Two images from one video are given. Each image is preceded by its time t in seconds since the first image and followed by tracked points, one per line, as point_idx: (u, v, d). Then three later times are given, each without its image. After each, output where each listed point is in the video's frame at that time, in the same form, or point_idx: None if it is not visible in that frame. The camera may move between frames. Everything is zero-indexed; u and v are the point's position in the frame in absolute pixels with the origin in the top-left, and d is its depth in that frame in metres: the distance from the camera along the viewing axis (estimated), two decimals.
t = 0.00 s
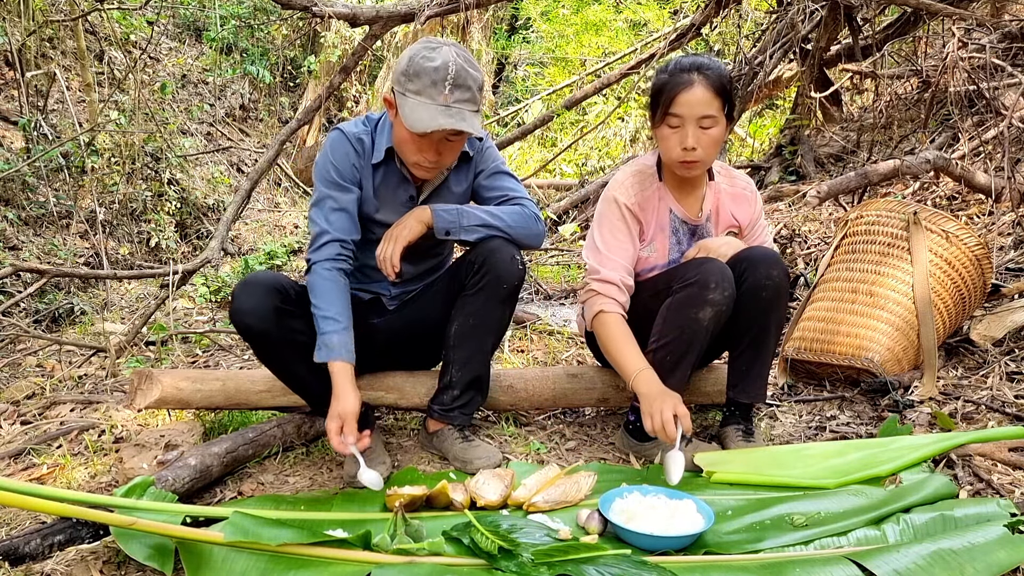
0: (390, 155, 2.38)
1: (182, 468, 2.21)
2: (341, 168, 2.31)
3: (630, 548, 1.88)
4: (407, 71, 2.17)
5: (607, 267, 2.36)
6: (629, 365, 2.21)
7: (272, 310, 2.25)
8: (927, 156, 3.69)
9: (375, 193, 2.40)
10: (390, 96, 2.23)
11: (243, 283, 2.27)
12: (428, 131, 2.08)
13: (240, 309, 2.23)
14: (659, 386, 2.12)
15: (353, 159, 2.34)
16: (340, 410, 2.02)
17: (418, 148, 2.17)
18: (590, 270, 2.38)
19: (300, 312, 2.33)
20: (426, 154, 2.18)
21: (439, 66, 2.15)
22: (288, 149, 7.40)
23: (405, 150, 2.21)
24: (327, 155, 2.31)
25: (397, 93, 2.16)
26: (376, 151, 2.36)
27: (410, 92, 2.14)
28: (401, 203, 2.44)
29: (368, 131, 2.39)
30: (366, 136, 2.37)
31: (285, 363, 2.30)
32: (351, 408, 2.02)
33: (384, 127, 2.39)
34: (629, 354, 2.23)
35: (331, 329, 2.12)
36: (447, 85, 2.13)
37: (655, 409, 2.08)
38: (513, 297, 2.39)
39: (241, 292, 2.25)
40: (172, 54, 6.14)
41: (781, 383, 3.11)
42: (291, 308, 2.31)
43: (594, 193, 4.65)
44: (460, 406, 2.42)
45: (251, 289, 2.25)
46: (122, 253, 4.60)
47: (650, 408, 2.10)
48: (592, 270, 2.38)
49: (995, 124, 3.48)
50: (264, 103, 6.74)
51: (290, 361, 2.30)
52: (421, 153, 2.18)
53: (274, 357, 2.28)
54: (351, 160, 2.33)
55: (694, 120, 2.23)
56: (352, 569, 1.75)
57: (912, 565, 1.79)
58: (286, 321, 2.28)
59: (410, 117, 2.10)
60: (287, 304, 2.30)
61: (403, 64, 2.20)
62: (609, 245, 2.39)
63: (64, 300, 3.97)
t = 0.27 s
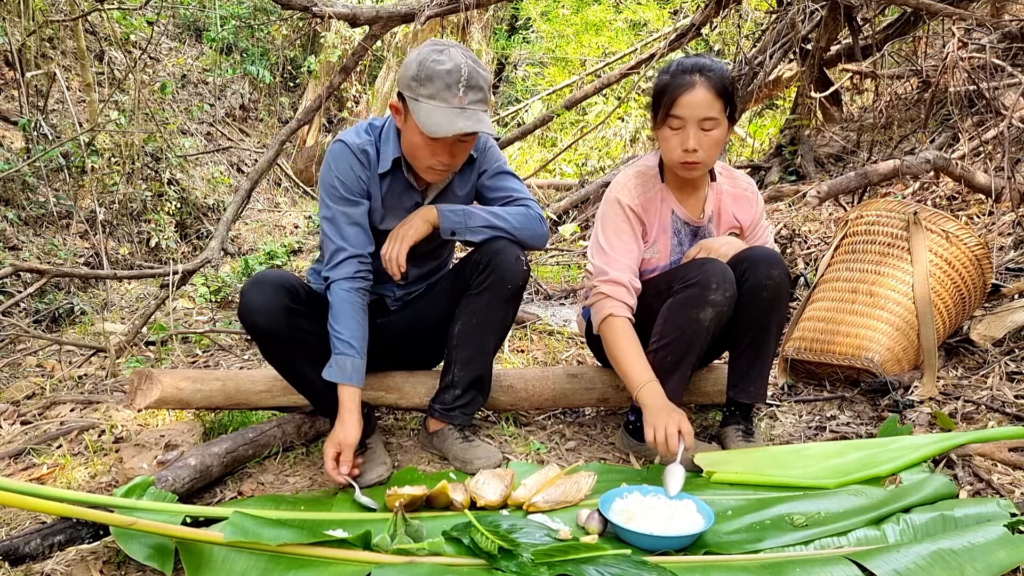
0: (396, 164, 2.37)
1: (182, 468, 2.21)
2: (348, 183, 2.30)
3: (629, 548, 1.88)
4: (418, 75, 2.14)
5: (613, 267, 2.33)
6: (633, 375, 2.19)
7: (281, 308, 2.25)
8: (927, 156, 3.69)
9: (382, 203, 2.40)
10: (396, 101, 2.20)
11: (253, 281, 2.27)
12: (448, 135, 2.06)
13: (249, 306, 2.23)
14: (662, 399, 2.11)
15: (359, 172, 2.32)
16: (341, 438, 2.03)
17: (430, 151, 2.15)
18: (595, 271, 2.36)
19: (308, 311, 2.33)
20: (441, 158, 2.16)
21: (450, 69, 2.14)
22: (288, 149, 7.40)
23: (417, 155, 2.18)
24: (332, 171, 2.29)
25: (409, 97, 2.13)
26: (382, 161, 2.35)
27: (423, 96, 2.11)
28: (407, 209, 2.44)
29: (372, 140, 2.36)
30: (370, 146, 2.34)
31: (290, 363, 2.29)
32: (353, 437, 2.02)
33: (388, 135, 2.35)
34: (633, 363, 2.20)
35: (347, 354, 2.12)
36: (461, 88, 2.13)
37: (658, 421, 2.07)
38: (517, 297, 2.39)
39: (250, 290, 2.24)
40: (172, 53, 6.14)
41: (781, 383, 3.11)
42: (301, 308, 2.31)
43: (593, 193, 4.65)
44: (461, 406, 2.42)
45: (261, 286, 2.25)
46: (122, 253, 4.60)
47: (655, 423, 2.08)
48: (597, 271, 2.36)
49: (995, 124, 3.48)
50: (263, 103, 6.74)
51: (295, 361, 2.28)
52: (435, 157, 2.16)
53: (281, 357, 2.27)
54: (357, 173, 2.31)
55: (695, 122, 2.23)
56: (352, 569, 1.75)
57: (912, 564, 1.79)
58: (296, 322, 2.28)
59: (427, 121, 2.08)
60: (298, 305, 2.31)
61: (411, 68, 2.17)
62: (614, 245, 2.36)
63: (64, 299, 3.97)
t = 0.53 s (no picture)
0: (398, 166, 2.37)
1: (182, 468, 2.21)
2: (349, 183, 2.28)
3: (629, 548, 1.88)
4: (428, 74, 2.12)
5: (614, 267, 2.33)
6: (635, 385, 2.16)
7: (286, 313, 2.24)
8: (927, 156, 3.69)
9: (383, 206, 2.40)
10: (403, 101, 2.17)
11: (257, 284, 2.25)
12: (465, 133, 2.06)
13: (253, 310, 2.22)
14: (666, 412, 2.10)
15: (361, 173, 2.31)
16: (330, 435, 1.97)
17: (440, 150, 2.14)
18: (597, 272, 2.36)
19: (312, 315, 2.33)
20: (451, 156, 2.15)
21: (461, 68, 2.14)
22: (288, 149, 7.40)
23: (425, 154, 2.18)
24: (332, 172, 2.28)
25: (419, 97, 2.11)
26: (384, 164, 2.35)
27: (435, 96, 2.10)
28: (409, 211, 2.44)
29: (375, 141, 2.36)
30: (373, 149, 2.34)
31: (294, 366, 2.29)
32: (346, 439, 1.97)
33: (391, 136, 2.35)
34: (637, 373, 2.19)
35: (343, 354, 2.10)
36: (472, 86, 2.13)
37: (659, 435, 2.06)
38: (517, 296, 2.39)
39: (253, 293, 2.23)
40: (172, 54, 6.14)
41: (781, 383, 3.11)
42: (304, 311, 2.30)
43: (593, 193, 4.65)
44: (461, 406, 2.42)
45: (265, 290, 2.24)
46: (122, 253, 4.60)
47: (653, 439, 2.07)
48: (598, 272, 2.36)
49: (995, 124, 3.48)
50: (264, 103, 6.74)
51: (300, 364, 2.29)
52: (445, 156, 2.15)
53: (285, 360, 2.27)
54: (359, 174, 2.31)
55: (695, 124, 2.23)
56: (352, 569, 1.75)
57: (912, 565, 1.79)
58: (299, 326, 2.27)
59: (442, 121, 2.07)
60: (302, 309, 2.30)
61: (420, 66, 2.14)
62: (615, 245, 2.36)
63: (65, 299, 3.97)
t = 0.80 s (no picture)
0: (404, 175, 2.38)
1: (182, 468, 2.21)
2: (354, 189, 2.27)
3: (629, 548, 1.88)
4: (440, 78, 2.11)
5: (612, 268, 2.32)
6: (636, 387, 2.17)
7: (292, 317, 2.23)
8: (927, 156, 3.69)
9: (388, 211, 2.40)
10: (414, 106, 2.15)
11: (262, 288, 2.25)
12: (481, 135, 2.04)
13: (260, 315, 2.22)
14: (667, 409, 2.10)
15: (365, 180, 2.30)
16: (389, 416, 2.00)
17: (451, 156, 2.11)
18: (596, 273, 2.36)
19: (318, 320, 2.31)
20: (463, 160, 2.12)
21: (474, 72, 2.14)
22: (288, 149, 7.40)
23: (435, 159, 2.14)
24: (336, 178, 2.27)
25: (431, 101, 2.09)
26: (389, 171, 2.34)
27: (448, 100, 2.09)
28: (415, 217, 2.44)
29: (380, 148, 2.35)
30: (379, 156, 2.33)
31: (301, 370, 2.29)
32: (411, 412, 2.00)
33: (397, 144, 2.35)
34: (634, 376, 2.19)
35: (369, 351, 2.09)
36: (485, 90, 2.13)
37: (659, 436, 2.05)
38: (518, 296, 2.39)
39: (259, 297, 2.24)
40: (172, 53, 6.14)
41: (781, 383, 3.11)
42: (310, 315, 2.29)
43: (594, 193, 4.66)
44: (461, 405, 2.41)
45: (270, 294, 2.24)
46: (122, 253, 4.60)
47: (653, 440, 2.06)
48: (597, 273, 2.36)
49: (995, 124, 3.48)
50: (263, 103, 6.74)
51: (306, 367, 2.29)
52: (456, 160, 2.12)
53: (292, 364, 2.27)
54: (363, 180, 2.29)
55: (694, 123, 2.22)
56: (352, 569, 1.75)
57: (912, 565, 1.79)
58: (305, 331, 2.27)
59: (455, 124, 2.05)
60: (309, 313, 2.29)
61: (432, 70, 2.13)
62: (615, 245, 2.36)
63: (65, 300, 3.97)
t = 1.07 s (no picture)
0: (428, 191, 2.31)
1: (182, 468, 2.21)
2: (385, 200, 2.17)
3: (629, 548, 1.88)
4: (462, 91, 2.05)
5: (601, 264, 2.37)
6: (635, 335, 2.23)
7: (300, 320, 2.24)
8: (927, 156, 3.69)
9: (411, 223, 2.34)
10: (435, 119, 2.10)
11: (270, 292, 2.27)
12: (503, 150, 1.98)
13: (268, 318, 2.22)
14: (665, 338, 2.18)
15: (394, 191, 2.20)
16: (468, 429, 1.93)
17: (471, 169, 2.07)
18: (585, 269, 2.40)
19: (324, 322, 2.34)
20: (482, 174, 2.08)
21: (497, 85, 2.07)
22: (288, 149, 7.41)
23: (455, 171, 2.10)
24: (366, 188, 2.16)
25: (452, 115, 2.04)
26: (415, 184, 2.28)
27: (469, 114, 2.03)
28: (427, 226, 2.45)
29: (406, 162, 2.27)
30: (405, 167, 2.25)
31: (307, 373, 2.28)
32: (493, 417, 1.94)
33: (420, 156, 2.27)
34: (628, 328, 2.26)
35: (432, 358, 2.00)
36: (508, 104, 2.07)
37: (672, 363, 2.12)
38: (521, 295, 2.39)
39: (267, 302, 2.24)
40: (173, 54, 6.14)
41: (781, 383, 3.11)
42: (316, 318, 2.31)
43: (593, 193, 4.66)
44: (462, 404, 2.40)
45: (278, 297, 2.25)
46: (122, 253, 4.60)
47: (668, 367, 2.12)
48: (586, 268, 2.40)
49: (995, 124, 3.47)
50: (263, 103, 6.74)
51: (312, 370, 2.29)
52: (475, 174, 2.08)
53: (298, 367, 2.27)
54: (393, 192, 2.20)
55: (692, 119, 2.23)
56: (352, 569, 1.75)
57: (913, 565, 1.79)
58: (313, 334, 2.28)
59: (476, 139, 2.00)
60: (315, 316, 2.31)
61: (454, 83, 2.07)
62: (607, 242, 2.39)
63: (64, 300, 3.97)
